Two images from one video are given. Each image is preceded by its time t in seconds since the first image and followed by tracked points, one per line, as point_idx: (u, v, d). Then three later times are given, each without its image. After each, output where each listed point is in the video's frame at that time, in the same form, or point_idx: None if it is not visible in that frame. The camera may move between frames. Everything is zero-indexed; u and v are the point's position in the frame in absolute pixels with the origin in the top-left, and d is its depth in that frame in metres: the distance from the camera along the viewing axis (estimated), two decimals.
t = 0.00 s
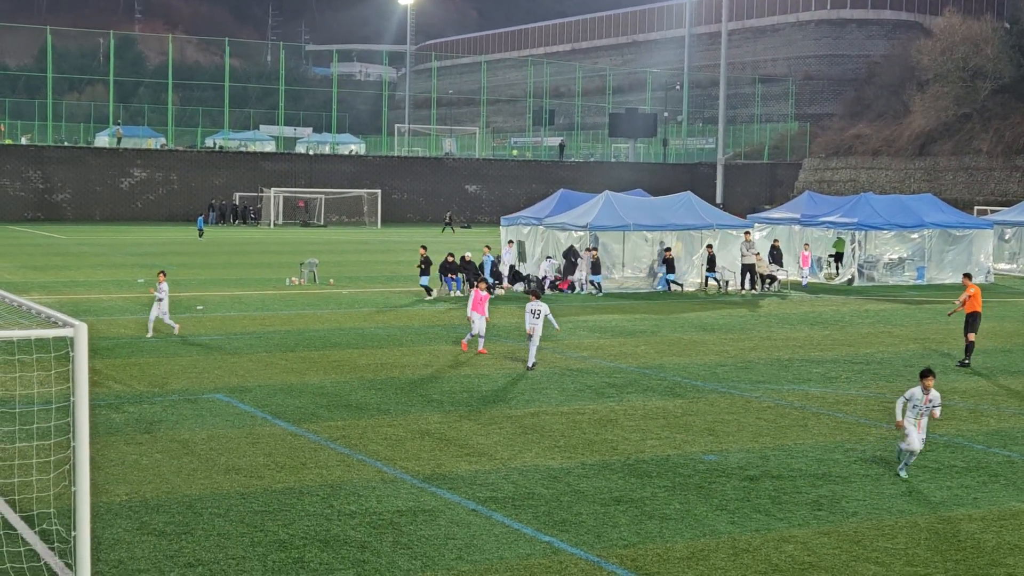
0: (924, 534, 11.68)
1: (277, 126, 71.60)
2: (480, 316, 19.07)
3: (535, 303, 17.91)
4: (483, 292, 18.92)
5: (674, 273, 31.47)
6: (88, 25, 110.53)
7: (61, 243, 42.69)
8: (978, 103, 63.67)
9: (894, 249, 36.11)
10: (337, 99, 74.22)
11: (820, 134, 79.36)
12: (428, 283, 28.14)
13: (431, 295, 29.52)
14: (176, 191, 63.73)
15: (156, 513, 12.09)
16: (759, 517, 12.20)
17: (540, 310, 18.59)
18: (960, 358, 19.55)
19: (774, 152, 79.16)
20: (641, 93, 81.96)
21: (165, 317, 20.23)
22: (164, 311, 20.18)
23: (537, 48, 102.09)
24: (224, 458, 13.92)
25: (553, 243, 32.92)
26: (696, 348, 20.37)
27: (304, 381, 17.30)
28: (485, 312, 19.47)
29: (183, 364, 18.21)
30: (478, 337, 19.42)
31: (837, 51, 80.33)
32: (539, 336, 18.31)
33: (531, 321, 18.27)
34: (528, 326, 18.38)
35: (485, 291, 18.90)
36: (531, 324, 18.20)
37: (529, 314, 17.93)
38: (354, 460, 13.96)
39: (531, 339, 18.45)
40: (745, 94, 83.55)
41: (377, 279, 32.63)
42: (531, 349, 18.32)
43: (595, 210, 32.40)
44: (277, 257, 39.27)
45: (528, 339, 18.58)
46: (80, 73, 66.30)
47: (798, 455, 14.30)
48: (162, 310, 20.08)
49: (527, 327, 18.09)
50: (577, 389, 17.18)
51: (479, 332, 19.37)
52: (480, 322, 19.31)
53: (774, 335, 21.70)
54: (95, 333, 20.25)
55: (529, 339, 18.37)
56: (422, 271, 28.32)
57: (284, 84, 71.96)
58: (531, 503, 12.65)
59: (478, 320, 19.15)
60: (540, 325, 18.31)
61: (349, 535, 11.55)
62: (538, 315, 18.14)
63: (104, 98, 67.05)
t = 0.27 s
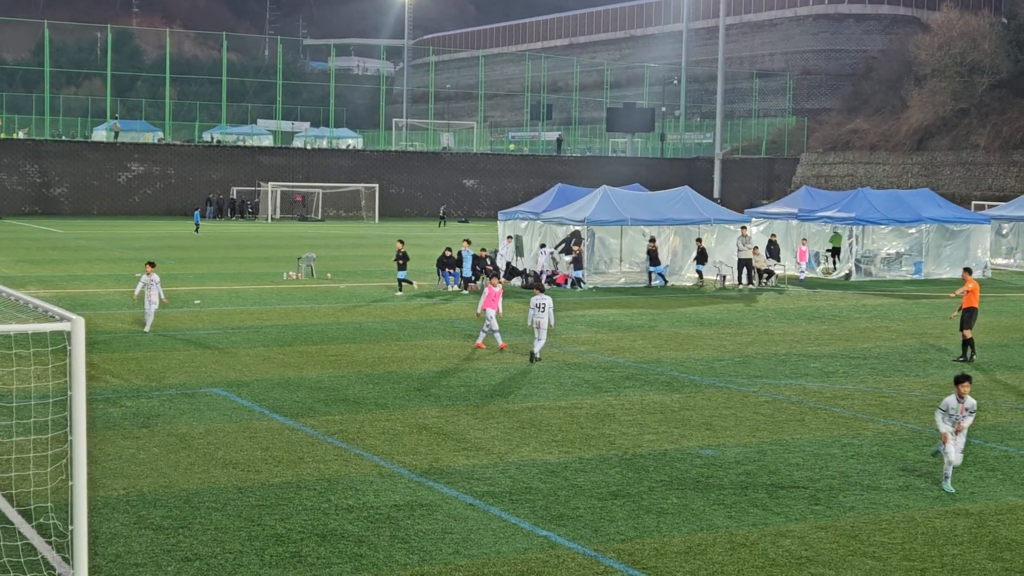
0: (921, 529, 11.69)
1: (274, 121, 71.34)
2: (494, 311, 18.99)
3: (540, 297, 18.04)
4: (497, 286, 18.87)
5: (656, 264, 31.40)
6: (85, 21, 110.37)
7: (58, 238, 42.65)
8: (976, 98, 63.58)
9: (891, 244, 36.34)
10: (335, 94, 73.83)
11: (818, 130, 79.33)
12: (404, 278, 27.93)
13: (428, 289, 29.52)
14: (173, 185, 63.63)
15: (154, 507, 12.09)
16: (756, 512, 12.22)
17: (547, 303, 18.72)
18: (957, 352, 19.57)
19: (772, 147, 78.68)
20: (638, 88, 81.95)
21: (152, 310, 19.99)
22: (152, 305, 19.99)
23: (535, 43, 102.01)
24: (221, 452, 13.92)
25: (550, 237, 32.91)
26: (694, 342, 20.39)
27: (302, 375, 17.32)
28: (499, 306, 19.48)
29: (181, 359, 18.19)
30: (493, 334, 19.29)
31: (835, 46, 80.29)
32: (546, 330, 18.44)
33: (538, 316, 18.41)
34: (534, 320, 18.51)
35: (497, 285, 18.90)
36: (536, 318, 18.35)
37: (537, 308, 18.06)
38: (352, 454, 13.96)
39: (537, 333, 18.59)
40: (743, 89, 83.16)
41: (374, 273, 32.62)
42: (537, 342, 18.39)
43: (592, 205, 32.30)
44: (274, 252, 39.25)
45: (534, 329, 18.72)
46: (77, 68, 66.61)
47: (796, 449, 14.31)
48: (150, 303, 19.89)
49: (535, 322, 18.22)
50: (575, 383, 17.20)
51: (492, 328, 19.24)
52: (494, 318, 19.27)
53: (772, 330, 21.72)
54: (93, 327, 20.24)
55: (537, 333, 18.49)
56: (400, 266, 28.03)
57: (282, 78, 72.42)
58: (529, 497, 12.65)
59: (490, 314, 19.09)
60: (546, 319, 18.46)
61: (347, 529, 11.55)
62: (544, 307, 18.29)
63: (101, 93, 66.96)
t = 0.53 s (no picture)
0: (916, 524, 11.70)
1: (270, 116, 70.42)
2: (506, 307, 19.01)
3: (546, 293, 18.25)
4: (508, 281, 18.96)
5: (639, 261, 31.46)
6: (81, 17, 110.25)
7: (53, 233, 42.59)
8: (972, 93, 63.62)
9: (886, 240, 36.36)
10: (331, 89, 74.35)
11: (813, 125, 79.29)
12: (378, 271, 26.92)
13: (423, 284, 29.47)
14: (168, 180, 63.51)
15: (149, 502, 12.08)
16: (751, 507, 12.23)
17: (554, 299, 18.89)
18: (952, 348, 19.55)
19: (768, 143, 79.20)
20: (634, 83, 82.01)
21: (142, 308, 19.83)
22: (143, 303, 19.84)
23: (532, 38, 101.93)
24: (217, 447, 13.90)
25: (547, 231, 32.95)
26: (689, 338, 20.37)
27: (298, 371, 17.30)
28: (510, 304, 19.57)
29: (176, 354, 18.15)
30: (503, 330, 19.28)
31: (831, 41, 80.26)
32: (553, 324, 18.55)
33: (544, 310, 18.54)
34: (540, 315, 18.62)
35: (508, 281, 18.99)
36: (542, 313, 18.48)
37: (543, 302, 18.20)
38: (347, 449, 13.95)
39: (544, 327, 18.68)
40: (738, 84, 82.82)
41: (370, 269, 32.59)
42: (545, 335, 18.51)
43: (588, 200, 32.25)
44: (270, 247, 39.21)
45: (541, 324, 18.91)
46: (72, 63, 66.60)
47: (791, 445, 14.31)
48: (141, 300, 19.73)
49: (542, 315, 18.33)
50: (571, 379, 17.19)
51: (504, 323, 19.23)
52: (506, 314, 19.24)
53: (768, 326, 21.70)
54: (87, 322, 20.20)
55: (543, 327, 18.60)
56: (375, 259, 27.17)
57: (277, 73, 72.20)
58: (525, 493, 12.65)
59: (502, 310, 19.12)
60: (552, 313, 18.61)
61: (342, 524, 11.54)
62: (550, 302, 18.37)
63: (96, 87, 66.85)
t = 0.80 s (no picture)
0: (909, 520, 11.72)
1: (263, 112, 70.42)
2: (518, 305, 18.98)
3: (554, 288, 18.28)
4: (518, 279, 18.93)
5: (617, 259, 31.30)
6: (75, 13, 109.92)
7: (47, 229, 42.50)
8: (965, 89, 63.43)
9: (880, 236, 36.18)
10: (324, 85, 74.02)
11: (808, 121, 79.29)
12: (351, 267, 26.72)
13: (417, 281, 29.49)
14: (163, 176, 63.46)
15: (142, 498, 12.07)
16: (745, 503, 12.23)
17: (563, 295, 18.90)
18: (943, 344, 19.58)
19: (762, 139, 79.36)
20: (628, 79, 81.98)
21: (135, 305, 19.69)
22: (134, 301, 19.69)
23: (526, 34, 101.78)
24: (211, 443, 13.89)
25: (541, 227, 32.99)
26: (684, 334, 20.40)
27: (292, 366, 17.29)
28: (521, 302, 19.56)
29: (170, 350, 18.13)
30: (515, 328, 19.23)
31: (825, 38, 80.25)
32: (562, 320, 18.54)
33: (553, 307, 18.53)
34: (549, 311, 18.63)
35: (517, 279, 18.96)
36: (550, 308, 18.46)
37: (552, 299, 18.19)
38: (341, 445, 13.94)
39: (553, 324, 18.63)
40: (732, 80, 83.12)
41: (364, 265, 32.59)
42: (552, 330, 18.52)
43: (583, 195, 32.23)
44: (265, 243, 39.17)
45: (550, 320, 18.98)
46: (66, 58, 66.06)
47: (785, 441, 14.33)
48: (133, 297, 19.57)
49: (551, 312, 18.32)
50: (565, 375, 17.21)
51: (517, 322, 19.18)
52: (517, 312, 19.20)
53: (762, 322, 21.74)
54: (80, 318, 20.18)
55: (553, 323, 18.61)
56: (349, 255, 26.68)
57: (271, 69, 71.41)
58: (519, 488, 12.65)
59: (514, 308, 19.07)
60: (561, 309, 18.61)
61: (336, 520, 11.53)
62: (559, 298, 18.31)
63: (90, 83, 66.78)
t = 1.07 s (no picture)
0: (902, 517, 11.74)
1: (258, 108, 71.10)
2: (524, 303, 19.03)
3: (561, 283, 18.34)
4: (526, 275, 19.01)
5: (593, 258, 31.06)
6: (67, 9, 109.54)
7: (39, 225, 42.35)
8: (959, 88, 63.88)
9: (873, 233, 36.34)
10: (318, 81, 73.78)
11: (801, 119, 79.37)
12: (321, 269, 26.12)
13: (411, 277, 29.47)
14: (156, 173, 63.32)
15: (135, 495, 12.06)
16: (738, 500, 12.25)
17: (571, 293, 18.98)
18: (935, 341, 19.63)
19: (755, 136, 79.03)
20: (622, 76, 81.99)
21: (132, 301, 19.67)
22: (133, 296, 19.69)
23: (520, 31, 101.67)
24: (203, 440, 13.87)
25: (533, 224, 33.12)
26: (677, 331, 20.42)
27: (285, 363, 17.29)
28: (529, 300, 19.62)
29: (163, 346, 18.11)
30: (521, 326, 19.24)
31: (819, 35, 80.33)
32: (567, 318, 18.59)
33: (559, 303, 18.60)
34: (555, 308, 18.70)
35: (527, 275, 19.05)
36: (556, 305, 18.53)
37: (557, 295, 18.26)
38: (334, 442, 13.93)
39: (559, 321, 18.70)
40: (727, 78, 83.57)
41: (358, 262, 32.59)
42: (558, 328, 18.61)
43: (576, 192, 32.28)
44: (258, 239, 39.11)
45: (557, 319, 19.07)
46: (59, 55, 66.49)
47: (778, 438, 14.35)
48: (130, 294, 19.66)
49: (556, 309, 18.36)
50: (558, 371, 17.22)
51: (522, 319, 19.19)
52: (524, 309, 19.23)
53: (755, 319, 21.76)
54: (74, 315, 20.15)
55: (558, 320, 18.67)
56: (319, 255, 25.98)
57: (265, 66, 71.61)
58: (512, 486, 12.65)
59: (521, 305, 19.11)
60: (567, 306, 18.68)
61: (329, 517, 11.53)
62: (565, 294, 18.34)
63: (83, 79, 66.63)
